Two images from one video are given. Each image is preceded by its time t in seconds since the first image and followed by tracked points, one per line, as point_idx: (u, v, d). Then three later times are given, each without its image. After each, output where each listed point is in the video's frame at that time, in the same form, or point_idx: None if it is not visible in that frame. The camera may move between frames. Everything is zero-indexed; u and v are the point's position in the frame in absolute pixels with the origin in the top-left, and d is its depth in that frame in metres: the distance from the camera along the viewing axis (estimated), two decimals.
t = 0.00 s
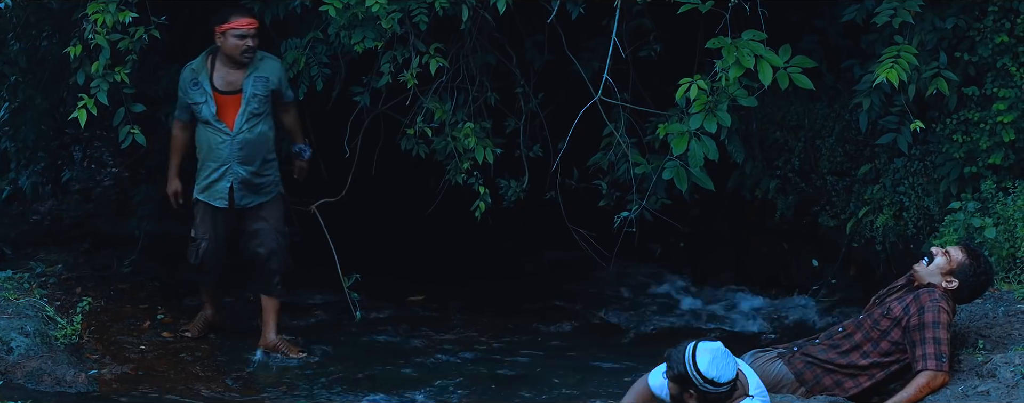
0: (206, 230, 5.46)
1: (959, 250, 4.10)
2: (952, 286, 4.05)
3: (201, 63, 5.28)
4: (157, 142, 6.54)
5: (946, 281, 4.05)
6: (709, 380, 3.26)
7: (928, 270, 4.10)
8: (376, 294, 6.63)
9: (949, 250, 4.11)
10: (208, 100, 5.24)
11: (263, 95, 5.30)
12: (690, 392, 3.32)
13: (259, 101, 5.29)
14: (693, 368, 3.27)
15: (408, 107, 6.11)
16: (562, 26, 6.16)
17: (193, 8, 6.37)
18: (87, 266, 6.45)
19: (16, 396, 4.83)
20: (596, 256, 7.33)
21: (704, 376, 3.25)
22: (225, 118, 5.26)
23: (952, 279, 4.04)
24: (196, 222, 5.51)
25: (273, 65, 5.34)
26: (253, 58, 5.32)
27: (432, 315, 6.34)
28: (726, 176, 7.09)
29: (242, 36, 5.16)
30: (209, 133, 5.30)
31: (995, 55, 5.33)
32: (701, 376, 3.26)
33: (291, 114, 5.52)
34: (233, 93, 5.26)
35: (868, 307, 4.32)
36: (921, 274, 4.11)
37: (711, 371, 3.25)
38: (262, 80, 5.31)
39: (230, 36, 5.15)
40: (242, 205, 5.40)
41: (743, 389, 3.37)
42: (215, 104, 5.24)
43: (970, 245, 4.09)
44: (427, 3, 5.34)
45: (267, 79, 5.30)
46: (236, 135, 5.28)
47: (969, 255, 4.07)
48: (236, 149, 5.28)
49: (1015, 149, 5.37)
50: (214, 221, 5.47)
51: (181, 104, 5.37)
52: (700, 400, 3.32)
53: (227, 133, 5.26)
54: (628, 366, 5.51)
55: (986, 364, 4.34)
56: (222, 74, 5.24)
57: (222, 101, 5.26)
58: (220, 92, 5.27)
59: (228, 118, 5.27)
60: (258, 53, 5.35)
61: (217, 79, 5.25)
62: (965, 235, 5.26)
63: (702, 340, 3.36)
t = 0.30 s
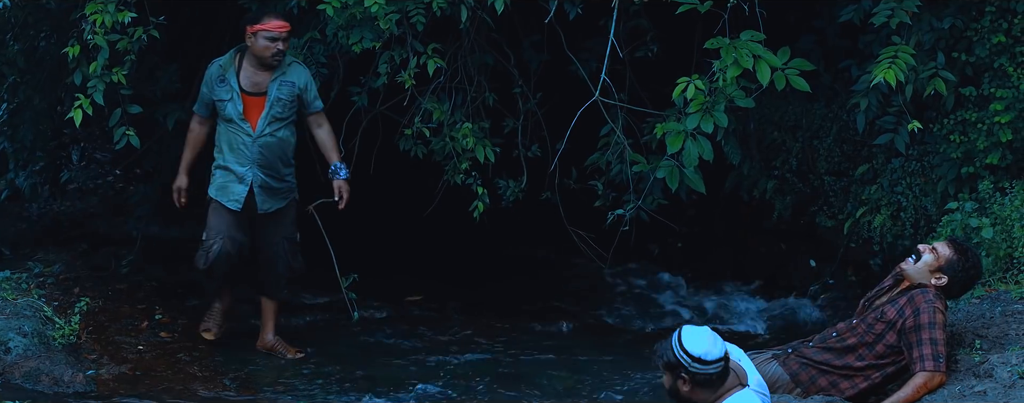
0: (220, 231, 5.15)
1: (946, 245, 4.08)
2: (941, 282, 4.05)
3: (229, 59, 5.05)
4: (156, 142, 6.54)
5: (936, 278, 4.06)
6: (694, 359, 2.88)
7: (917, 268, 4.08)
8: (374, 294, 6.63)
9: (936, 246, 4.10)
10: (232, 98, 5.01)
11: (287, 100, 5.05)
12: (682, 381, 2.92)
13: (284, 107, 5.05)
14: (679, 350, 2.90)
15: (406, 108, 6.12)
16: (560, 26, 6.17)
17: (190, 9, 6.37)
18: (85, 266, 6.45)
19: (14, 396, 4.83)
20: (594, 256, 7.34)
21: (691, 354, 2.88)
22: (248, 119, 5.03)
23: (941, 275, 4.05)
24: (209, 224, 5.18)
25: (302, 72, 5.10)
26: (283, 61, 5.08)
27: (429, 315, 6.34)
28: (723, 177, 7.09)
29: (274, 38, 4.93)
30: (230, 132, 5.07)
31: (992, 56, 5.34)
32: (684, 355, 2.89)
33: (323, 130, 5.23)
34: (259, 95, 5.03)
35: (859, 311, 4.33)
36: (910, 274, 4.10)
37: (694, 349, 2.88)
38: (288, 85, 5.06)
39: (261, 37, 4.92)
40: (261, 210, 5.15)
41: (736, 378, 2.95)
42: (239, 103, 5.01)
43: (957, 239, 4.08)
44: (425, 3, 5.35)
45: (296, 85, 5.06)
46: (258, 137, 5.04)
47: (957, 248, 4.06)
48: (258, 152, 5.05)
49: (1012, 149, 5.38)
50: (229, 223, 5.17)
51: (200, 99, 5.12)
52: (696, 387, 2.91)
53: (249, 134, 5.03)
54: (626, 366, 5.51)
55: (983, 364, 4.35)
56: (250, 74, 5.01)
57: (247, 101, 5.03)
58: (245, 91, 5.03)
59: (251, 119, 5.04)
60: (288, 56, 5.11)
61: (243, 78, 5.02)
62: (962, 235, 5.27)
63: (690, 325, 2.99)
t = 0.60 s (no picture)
0: (245, 233, 5.06)
1: (930, 241, 4.07)
2: (931, 280, 4.03)
3: (241, 65, 4.95)
4: (155, 141, 6.55)
5: (924, 276, 4.04)
6: (702, 345, 2.84)
7: (904, 269, 4.08)
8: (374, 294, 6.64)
9: (919, 244, 4.09)
10: (245, 107, 4.93)
11: (299, 110, 5.03)
12: (692, 371, 2.86)
13: (295, 117, 5.04)
14: (681, 336, 2.86)
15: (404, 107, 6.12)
16: (558, 25, 6.17)
17: (189, 8, 6.38)
18: (84, 265, 6.46)
19: (13, 395, 4.84)
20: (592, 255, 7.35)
21: (696, 340, 2.83)
22: (262, 128, 4.98)
23: (930, 271, 4.03)
24: (230, 228, 5.09)
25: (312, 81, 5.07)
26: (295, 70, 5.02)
27: (428, 315, 6.34)
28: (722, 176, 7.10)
29: (291, 53, 4.83)
30: (241, 140, 5.00)
31: (990, 55, 5.35)
32: (691, 342, 2.84)
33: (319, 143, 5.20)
34: (272, 104, 4.97)
35: (851, 310, 4.35)
36: (899, 274, 4.10)
37: (698, 334, 2.84)
38: (300, 95, 5.03)
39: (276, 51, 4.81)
40: (268, 217, 5.12)
41: (741, 370, 2.89)
42: (253, 112, 4.93)
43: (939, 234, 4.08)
44: (424, 2, 5.35)
45: (307, 95, 5.04)
46: (271, 147, 5.02)
47: (940, 243, 4.05)
48: (269, 161, 5.03)
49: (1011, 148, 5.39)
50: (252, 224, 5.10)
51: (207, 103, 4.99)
52: (707, 376, 2.85)
53: (262, 144, 4.99)
54: (625, 365, 5.52)
55: (981, 363, 4.36)
56: (263, 83, 4.93)
57: (259, 110, 4.96)
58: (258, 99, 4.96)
59: (263, 127, 4.99)
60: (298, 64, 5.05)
61: (256, 86, 4.93)
62: (960, 235, 5.28)
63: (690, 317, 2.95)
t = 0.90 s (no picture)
0: (253, 252, 5.06)
1: (909, 238, 4.03)
2: (917, 274, 4.00)
3: (233, 80, 4.86)
4: (153, 140, 6.56)
5: (910, 274, 4.01)
6: (708, 328, 3.04)
7: (889, 271, 4.04)
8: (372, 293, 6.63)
9: (899, 243, 4.05)
10: (249, 120, 4.90)
11: (299, 110, 5.09)
12: (700, 354, 3.06)
13: (296, 117, 5.09)
14: (688, 320, 3.05)
15: (402, 106, 6.13)
16: (556, 24, 6.17)
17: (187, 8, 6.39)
18: (82, 264, 6.46)
19: (10, 394, 4.84)
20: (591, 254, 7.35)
21: (704, 323, 3.03)
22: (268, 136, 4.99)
23: (916, 266, 3.99)
24: (239, 245, 5.07)
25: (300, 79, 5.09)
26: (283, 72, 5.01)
27: (426, 314, 6.34)
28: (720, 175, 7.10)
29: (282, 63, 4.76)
30: (250, 152, 4.99)
31: (987, 54, 5.35)
32: (701, 326, 3.03)
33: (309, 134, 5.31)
34: (273, 111, 4.98)
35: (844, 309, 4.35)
36: (886, 277, 4.06)
37: (706, 317, 3.04)
38: (295, 94, 5.06)
39: (271, 65, 4.74)
40: (288, 225, 5.25)
41: (741, 350, 3.13)
42: (258, 124, 4.93)
43: (916, 228, 4.04)
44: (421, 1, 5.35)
45: (301, 94, 5.08)
46: (281, 153, 5.06)
47: (919, 238, 4.02)
48: (282, 166, 5.08)
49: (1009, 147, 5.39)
50: (258, 243, 5.11)
51: (204, 126, 4.89)
52: (714, 357, 3.06)
53: (272, 152, 5.02)
54: (623, 364, 5.52)
55: (978, 361, 4.36)
56: (262, 94, 4.90)
57: (262, 119, 4.96)
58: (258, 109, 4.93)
59: (269, 136, 5.01)
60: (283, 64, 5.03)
61: (255, 97, 4.89)
62: (958, 234, 5.28)
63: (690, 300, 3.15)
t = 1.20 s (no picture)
0: (257, 255, 5.05)
1: (884, 242, 4.05)
2: (902, 273, 4.02)
3: (226, 84, 4.79)
4: (150, 139, 6.56)
5: (895, 275, 4.03)
6: (689, 324, 3.15)
7: (874, 277, 4.07)
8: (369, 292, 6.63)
9: (875, 248, 4.07)
10: (249, 122, 4.85)
11: (294, 103, 5.07)
12: (684, 352, 3.17)
13: (292, 110, 5.07)
14: (668, 321, 3.15)
15: (399, 105, 6.13)
16: (553, 24, 6.18)
17: (185, 7, 6.39)
18: (80, 264, 6.46)
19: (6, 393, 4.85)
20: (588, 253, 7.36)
21: (685, 321, 3.14)
22: (269, 135, 4.96)
23: (898, 263, 4.01)
24: (242, 248, 5.06)
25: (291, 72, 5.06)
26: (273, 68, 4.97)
27: (422, 313, 6.34)
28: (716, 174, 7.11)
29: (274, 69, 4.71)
30: (253, 153, 4.95)
31: (984, 53, 5.35)
32: (684, 324, 3.14)
33: (303, 117, 5.28)
34: (270, 108, 4.95)
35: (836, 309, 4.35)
36: (873, 282, 4.08)
37: (686, 314, 3.15)
38: (288, 88, 5.04)
39: (265, 73, 4.68)
40: (289, 221, 5.21)
41: (722, 342, 3.27)
42: (258, 124, 4.89)
43: (886, 230, 4.05)
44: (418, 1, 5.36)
45: (293, 87, 5.07)
46: (283, 150, 5.03)
47: (891, 239, 4.03)
48: (285, 163, 5.05)
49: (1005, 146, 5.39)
50: (261, 246, 5.10)
51: (203, 133, 4.80)
52: (699, 352, 3.18)
53: (275, 150, 4.99)
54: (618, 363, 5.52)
55: (974, 360, 4.36)
56: (257, 93, 4.85)
57: (261, 118, 4.92)
58: (255, 109, 4.89)
59: (269, 134, 4.97)
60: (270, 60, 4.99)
61: (251, 97, 4.85)
62: (954, 233, 5.28)
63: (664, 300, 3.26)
